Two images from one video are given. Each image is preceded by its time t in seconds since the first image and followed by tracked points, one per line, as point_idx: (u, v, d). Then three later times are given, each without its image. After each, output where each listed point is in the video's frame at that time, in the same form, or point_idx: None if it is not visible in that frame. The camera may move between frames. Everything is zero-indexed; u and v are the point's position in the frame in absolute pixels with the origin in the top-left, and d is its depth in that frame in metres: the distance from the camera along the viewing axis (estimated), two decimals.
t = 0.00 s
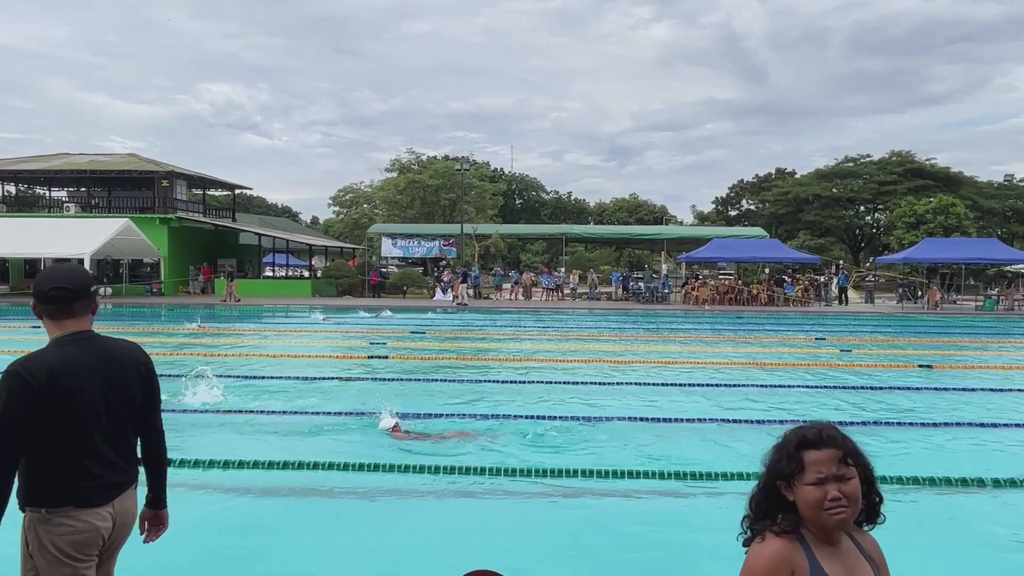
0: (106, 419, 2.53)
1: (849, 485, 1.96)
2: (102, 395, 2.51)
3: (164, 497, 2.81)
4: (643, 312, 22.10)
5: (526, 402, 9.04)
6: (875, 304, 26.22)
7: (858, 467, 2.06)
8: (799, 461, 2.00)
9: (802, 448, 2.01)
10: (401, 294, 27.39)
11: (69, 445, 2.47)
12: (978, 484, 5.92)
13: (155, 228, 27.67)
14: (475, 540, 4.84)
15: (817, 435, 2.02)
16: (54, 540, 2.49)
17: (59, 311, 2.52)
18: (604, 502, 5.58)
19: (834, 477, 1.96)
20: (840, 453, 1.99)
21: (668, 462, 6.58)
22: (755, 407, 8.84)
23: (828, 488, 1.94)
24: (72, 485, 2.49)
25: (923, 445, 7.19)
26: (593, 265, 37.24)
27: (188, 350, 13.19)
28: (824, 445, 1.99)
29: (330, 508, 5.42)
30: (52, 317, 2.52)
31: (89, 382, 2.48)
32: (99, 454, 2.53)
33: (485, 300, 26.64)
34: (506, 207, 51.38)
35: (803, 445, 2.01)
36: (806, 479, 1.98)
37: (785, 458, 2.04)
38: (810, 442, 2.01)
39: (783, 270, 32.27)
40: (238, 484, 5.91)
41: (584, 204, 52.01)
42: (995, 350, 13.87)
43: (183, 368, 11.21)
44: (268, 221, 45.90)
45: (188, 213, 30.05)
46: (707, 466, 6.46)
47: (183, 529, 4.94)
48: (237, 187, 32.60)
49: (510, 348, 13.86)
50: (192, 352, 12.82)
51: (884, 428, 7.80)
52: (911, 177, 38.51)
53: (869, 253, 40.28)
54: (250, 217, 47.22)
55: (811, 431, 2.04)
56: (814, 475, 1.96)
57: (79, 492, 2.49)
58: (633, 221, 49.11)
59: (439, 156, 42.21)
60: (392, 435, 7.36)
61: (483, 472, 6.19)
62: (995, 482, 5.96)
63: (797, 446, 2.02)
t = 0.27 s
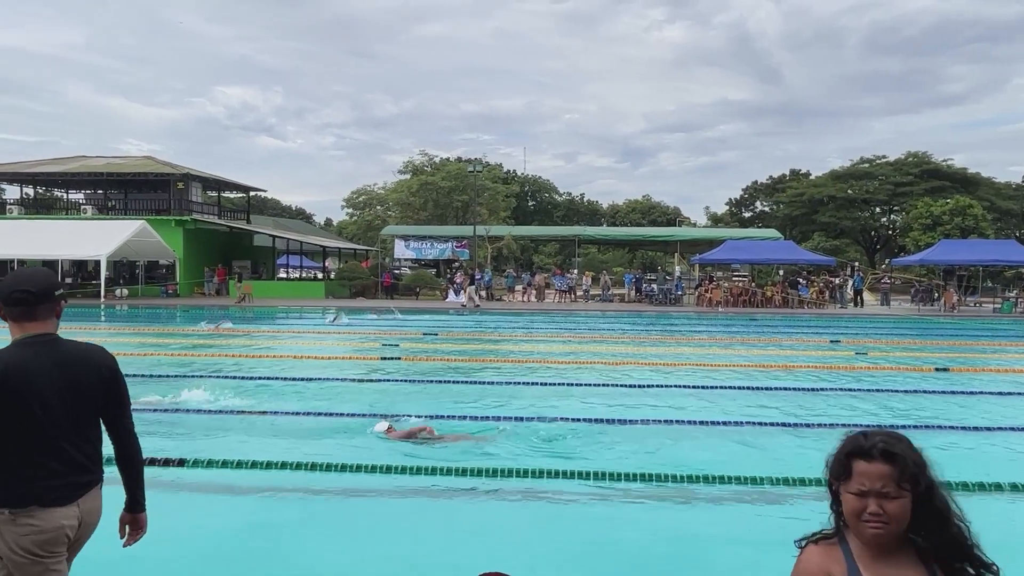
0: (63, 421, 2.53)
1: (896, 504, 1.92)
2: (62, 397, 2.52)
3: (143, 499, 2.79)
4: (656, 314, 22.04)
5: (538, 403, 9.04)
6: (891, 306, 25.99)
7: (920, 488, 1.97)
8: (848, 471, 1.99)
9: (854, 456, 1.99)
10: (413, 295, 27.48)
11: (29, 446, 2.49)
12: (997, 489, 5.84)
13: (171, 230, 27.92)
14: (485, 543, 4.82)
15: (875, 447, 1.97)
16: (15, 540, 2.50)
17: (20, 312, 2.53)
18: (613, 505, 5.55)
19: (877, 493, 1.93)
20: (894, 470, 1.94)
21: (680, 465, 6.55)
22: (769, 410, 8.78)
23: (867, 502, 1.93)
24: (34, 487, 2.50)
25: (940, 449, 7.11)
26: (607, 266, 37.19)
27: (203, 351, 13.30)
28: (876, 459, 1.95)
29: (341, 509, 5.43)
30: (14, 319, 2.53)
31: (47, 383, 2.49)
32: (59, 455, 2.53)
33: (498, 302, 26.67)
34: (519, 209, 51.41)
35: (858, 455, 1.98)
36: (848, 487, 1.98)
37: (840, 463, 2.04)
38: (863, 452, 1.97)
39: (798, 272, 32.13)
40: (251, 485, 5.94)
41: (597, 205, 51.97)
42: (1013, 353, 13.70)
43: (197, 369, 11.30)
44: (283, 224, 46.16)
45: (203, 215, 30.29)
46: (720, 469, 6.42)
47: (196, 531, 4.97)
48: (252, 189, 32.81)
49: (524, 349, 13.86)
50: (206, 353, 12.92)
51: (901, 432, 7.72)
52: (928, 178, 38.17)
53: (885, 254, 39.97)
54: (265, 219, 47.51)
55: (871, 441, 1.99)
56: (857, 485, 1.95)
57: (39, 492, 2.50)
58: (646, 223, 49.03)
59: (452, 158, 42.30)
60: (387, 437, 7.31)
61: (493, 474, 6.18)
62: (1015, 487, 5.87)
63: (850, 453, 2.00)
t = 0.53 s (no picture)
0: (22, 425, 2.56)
1: (939, 511, 1.90)
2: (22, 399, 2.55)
3: (100, 500, 2.83)
4: (670, 317, 21.94)
5: (551, 406, 9.03)
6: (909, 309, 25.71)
7: (968, 498, 1.93)
8: (890, 474, 1.99)
9: (897, 461, 1.98)
10: (427, 297, 27.56)
11: None
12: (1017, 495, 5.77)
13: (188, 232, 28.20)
14: (497, 545, 4.83)
15: (918, 452, 1.95)
16: None
17: None
18: (626, 508, 5.54)
19: (918, 498, 1.91)
20: (937, 476, 1.91)
21: (693, 468, 6.52)
22: (783, 413, 8.73)
23: (909, 507, 1.92)
24: None
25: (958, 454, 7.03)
26: (621, 268, 37.08)
27: (218, 352, 13.40)
28: (919, 465, 1.93)
29: (354, 510, 5.45)
30: None
31: (9, 386, 2.53)
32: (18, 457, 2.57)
33: (511, 303, 26.67)
34: (533, 211, 51.44)
35: (902, 461, 1.97)
36: (891, 492, 1.97)
37: (884, 467, 2.04)
38: (905, 458, 1.96)
39: (814, 274, 31.90)
40: (265, 485, 5.99)
41: (612, 207, 51.86)
42: None
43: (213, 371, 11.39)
44: (298, 226, 46.43)
45: (219, 217, 30.54)
46: (734, 473, 6.39)
47: (210, 530, 5.01)
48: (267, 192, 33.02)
49: (537, 351, 13.85)
50: (222, 354, 13.02)
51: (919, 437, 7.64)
52: (946, 180, 37.77)
53: (903, 256, 39.60)
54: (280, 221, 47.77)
55: (915, 447, 1.97)
56: (898, 490, 1.95)
57: None
58: (661, 225, 48.87)
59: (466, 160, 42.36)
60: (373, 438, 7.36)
61: (506, 477, 6.19)
62: None
63: (893, 458, 1.99)
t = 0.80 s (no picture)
0: None
1: (982, 517, 1.88)
2: None
3: (55, 483, 2.93)
4: (683, 319, 21.85)
5: (564, 408, 9.02)
6: (926, 311, 25.45)
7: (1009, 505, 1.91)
8: (932, 479, 1.97)
9: (939, 466, 1.96)
10: (440, 299, 27.64)
11: None
12: None
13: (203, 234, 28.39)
14: (508, 548, 4.82)
15: (962, 458, 1.93)
16: None
17: None
18: (637, 511, 5.52)
19: (962, 505, 1.89)
20: (981, 483, 1.89)
21: (706, 471, 6.48)
22: (797, 416, 8.68)
23: (953, 513, 1.90)
24: None
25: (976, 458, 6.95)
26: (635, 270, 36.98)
27: (232, 353, 13.48)
28: (962, 471, 1.91)
29: (366, 512, 5.47)
30: None
31: None
32: None
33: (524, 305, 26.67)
34: (546, 212, 51.38)
35: (943, 465, 1.95)
36: (933, 498, 1.95)
37: (924, 471, 2.01)
38: (948, 463, 1.94)
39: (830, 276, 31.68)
40: (276, 487, 6.02)
41: (625, 209, 51.76)
42: None
43: (228, 372, 11.46)
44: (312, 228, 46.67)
45: (235, 219, 30.78)
46: (747, 476, 6.35)
47: (223, 532, 5.04)
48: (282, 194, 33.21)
49: (549, 353, 13.84)
50: (236, 356, 13.10)
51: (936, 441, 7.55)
52: (964, 181, 37.40)
53: (920, 258, 39.23)
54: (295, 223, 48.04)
55: (958, 452, 1.95)
56: (940, 496, 1.93)
57: None
58: (675, 227, 48.72)
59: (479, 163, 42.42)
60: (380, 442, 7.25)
61: (517, 480, 6.18)
62: None
63: (935, 463, 1.97)
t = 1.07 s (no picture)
0: None
1: None
2: None
3: (37, 495, 2.76)
4: (697, 321, 21.75)
5: (577, 410, 9.01)
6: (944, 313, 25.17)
7: None
8: (981, 483, 1.94)
9: (990, 469, 1.93)
10: (454, 300, 27.71)
11: None
12: None
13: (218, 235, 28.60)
14: (520, 550, 4.82)
15: (1010, 460, 1.91)
16: None
17: None
18: (650, 514, 5.50)
19: (1015, 507, 1.87)
20: None
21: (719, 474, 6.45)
22: (811, 419, 8.62)
23: (1005, 517, 1.87)
24: None
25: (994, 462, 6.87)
26: (648, 272, 36.88)
27: (246, 354, 13.56)
28: (1014, 473, 1.89)
29: (378, 513, 5.48)
30: None
31: None
32: None
33: (537, 307, 26.65)
34: (559, 214, 51.35)
35: (993, 469, 1.93)
36: (983, 502, 1.92)
37: (969, 476, 1.99)
38: (998, 466, 1.92)
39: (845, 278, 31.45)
40: (290, 488, 6.05)
41: (638, 210, 51.62)
42: None
43: (242, 372, 11.54)
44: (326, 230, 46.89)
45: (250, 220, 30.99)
46: (761, 479, 6.31)
47: (237, 532, 5.06)
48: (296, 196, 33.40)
49: (562, 355, 13.82)
50: (250, 357, 13.19)
51: (953, 444, 7.48)
52: (982, 181, 37.00)
53: (937, 259, 38.85)
54: (309, 224, 48.29)
55: (1006, 454, 1.93)
56: (992, 499, 1.90)
57: None
58: (688, 228, 48.54)
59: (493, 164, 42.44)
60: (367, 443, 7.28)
61: (529, 481, 6.17)
62: None
63: (985, 466, 1.94)
